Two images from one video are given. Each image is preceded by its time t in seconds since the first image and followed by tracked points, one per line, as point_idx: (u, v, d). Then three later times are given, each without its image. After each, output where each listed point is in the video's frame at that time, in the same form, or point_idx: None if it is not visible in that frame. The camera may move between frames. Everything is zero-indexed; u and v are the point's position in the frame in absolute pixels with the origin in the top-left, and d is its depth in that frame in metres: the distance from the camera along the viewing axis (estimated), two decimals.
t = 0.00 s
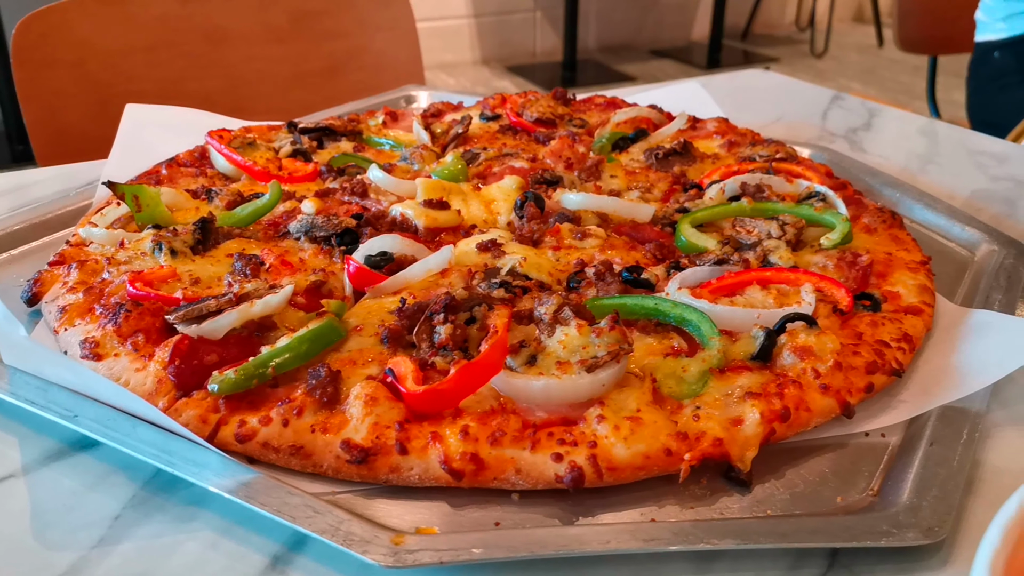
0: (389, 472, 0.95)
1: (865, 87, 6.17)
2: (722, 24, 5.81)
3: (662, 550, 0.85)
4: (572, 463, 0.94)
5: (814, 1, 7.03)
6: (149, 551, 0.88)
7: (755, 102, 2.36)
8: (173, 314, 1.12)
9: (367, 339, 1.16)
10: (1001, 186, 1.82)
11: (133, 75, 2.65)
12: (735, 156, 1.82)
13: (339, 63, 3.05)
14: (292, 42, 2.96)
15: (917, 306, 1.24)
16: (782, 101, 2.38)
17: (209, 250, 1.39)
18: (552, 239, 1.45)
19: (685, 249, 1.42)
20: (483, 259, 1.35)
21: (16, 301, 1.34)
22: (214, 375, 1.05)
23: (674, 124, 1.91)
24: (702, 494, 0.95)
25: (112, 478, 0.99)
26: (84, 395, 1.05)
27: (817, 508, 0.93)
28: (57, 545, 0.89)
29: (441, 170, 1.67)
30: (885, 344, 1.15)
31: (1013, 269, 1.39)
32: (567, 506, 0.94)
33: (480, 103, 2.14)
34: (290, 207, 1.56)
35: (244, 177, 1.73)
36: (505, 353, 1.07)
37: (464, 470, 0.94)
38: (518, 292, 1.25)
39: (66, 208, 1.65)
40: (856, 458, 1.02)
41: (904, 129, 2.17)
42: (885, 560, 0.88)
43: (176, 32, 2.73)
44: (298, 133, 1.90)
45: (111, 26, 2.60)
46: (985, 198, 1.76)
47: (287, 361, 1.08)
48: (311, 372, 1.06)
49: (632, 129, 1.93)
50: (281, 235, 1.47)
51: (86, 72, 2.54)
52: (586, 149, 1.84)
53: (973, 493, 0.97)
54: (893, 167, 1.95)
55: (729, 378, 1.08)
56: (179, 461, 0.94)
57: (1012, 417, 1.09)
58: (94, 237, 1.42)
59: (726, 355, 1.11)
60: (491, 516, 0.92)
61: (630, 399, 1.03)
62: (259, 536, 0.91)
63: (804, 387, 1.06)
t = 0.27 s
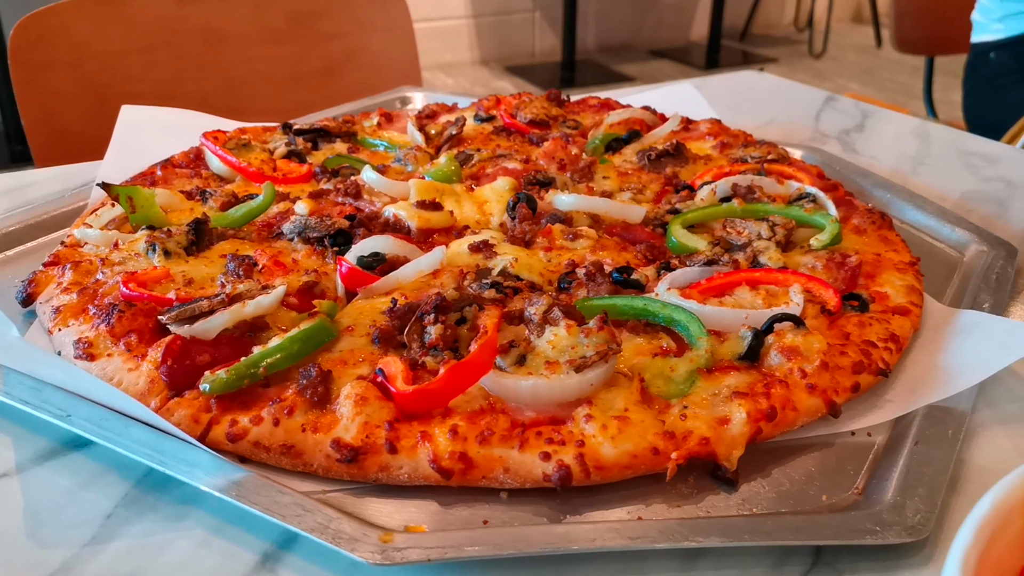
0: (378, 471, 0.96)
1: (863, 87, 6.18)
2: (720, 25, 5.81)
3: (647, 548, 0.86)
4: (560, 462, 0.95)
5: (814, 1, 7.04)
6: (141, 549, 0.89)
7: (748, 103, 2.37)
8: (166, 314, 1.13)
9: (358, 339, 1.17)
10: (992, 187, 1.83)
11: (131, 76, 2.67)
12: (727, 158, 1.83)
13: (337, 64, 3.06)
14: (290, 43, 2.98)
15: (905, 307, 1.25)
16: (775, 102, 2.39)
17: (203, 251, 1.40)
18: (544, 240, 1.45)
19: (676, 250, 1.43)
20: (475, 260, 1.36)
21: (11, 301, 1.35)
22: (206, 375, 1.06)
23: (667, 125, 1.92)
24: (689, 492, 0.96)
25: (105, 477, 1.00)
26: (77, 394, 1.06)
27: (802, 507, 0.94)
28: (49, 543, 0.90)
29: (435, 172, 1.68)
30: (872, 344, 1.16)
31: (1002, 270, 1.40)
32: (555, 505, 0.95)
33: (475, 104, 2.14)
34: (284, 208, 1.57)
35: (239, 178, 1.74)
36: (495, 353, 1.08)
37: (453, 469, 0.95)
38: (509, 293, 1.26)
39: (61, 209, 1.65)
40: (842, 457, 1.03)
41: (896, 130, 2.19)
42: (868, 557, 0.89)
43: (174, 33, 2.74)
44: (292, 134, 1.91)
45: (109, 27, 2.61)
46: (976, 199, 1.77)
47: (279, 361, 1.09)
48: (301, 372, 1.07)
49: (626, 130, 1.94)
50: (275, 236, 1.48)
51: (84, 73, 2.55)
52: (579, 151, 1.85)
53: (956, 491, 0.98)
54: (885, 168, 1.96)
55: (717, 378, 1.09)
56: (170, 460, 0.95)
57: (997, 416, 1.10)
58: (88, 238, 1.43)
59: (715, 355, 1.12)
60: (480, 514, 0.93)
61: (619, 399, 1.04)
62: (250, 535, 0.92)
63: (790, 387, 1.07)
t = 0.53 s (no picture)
0: (366, 466, 0.97)
1: (861, 88, 6.20)
2: (718, 25, 5.83)
3: (629, 542, 0.87)
4: (545, 457, 0.96)
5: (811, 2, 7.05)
6: (131, 543, 0.91)
7: (741, 104, 2.39)
8: (157, 312, 1.14)
9: (347, 338, 1.18)
10: (980, 187, 1.84)
11: (129, 77, 2.68)
12: (717, 158, 1.84)
13: (334, 64, 3.07)
14: (287, 44, 2.99)
15: (890, 305, 1.27)
16: (768, 103, 2.40)
17: (196, 250, 1.42)
18: (533, 239, 1.47)
19: (664, 249, 1.45)
20: (465, 258, 1.38)
21: (6, 300, 1.36)
22: (196, 372, 1.07)
23: (658, 125, 1.93)
24: (673, 487, 0.98)
25: (96, 472, 1.01)
26: (69, 391, 1.08)
27: (783, 501, 0.96)
28: (41, 537, 0.91)
29: (427, 171, 1.70)
30: (855, 341, 1.17)
31: (986, 268, 1.42)
32: (540, 500, 0.96)
33: (468, 104, 2.16)
34: (277, 208, 1.58)
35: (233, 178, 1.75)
36: (482, 350, 1.09)
37: (440, 464, 0.96)
38: (498, 291, 1.27)
39: (55, 209, 1.67)
40: (824, 452, 1.04)
41: (886, 131, 2.20)
42: (846, 550, 0.91)
43: (172, 33, 2.76)
44: (286, 134, 1.92)
45: (107, 27, 2.63)
46: (964, 199, 1.78)
47: (269, 358, 1.10)
48: (291, 369, 1.09)
49: (617, 130, 1.95)
50: (268, 235, 1.50)
51: (82, 73, 2.57)
52: (571, 150, 1.87)
53: (935, 486, 0.99)
54: (874, 168, 1.97)
55: (701, 375, 1.10)
56: (161, 456, 0.96)
57: (978, 412, 1.11)
58: (82, 237, 1.45)
59: (699, 353, 1.14)
60: (466, 509, 0.94)
61: (604, 395, 1.05)
62: (239, 529, 0.93)
63: (774, 383, 1.08)
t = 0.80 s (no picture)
0: (340, 462, 0.99)
1: (856, 89, 6.22)
2: (713, 26, 5.86)
3: (595, 535, 0.89)
4: (516, 453, 0.98)
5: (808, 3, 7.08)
6: (109, 536, 0.93)
7: (726, 106, 2.41)
8: (140, 311, 1.16)
9: (326, 336, 1.20)
10: (959, 188, 1.86)
11: (122, 78, 2.70)
12: (699, 159, 1.86)
13: (327, 65, 3.09)
14: (280, 45, 3.01)
15: (861, 304, 1.29)
16: (753, 105, 2.43)
17: (180, 250, 1.44)
18: (514, 240, 1.49)
19: (642, 249, 1.47)
20: (445, 258, 1.40)
21: None
22: (176, 370, 1.09)
23: (642, 127, 1.95)
24: (641, 482, 1.00)
25: (77, 467, 1.03)
26: (52, 389, 1.10)
27: (748, 495, 0.98)
28: (21, 531, 0.93)
29: (411, 172, 1.72)
30: (825, 340, 1.19)
31: (959, 268, 1.44)
32: (510, 495, 0.98)
33: (455, 106, 2.17)
34: (261, 208, 1.60)
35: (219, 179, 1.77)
36: (457, 348, 1.11)
37: (412, 460, 0.98)
38: (477, 291, 1.29)
39: (43, 209, 1.68)
40: (791, 449, 1.06)
41: (870, 132, 2.22)
42: (808, 543, 0.93)
43: (164, 35, 2.78)
44: (273, 135, 1.94)
45: (101, 29, 2.65)
46: (942, 200, 1.80)
47: (248, 356, 1.12)
48: (269, 367, 1.11)
49: (602, 132, 1.97)
50: (252, 235, 1.52)
51: (76, 74, 2.58)
52: (555, 151, 1.89)
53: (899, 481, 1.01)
54: (855, 170, 1.99)
55: (672, 373, 1.13)
56: (139, 451, 0.98)
57: (944, 409, 1.13)
58: (68, 237, 1.47)
59: (671, 351, 1.16)
60: (438, 503, 0.96)
61: (576, 392, 1.07)
62: (215, 523, 0.95)
63: (743, 380, 1.10)
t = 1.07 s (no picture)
0: (312, 462, 1.01)
1: (849, 90, 6.26)
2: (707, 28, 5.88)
3: (560, 534, 0.91)
4: (484, 453, 1.00)
5: (801, 5, 7.12)
6: (83, 536, 0.94)
7: (710, 109, 2.43)
8: (117, 313, 1.17)
9: (302, 338, 1.22)
10: (936, 192, 1.89)
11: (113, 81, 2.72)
12: (678, 163, 1.88)
13: (317, 68, 3.11)
14: (270, 47, 3.03)
15: (831, 307, 1.31)
16: (736, 108, 2.45)
17: (161, 253, 1.45)
18: (491, 242, 1.49)
19: (618, 252, 1.48)
20: (423, 261, 1.41)
21: None
22: (151, 372, 1.11)
23: (623, 131, 1.97)
24: (609, 482, 1.01)
25: (53, 468, 1.05)
26: (30, 391, 1.11)
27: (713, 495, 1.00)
28: None
29: (392, 176, 1.73)
30: (793, 342, 1.21)
31: (929, 271, 1.46)
32: (479, 494, 1.00)
33: (439, 110, 2.19)
34: (242, 212, 1.62)
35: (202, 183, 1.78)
36: (430, 350, 1.12)
37: (383, 460, 1.00)
38: (452, 293, 1.31)
39: (26, 213, 1.69)
40: (757, 449, 1.08)
41: (850, 135, 2.25)
42: (769, 542, 0.94)
43: (154, 37, 2.80)
44: (257, 139, 1.95)
45: (92, 31, 2.66)
46: (918, 203, 1.82)
47: (224, 358, 1.14)
48: (244, 369, 1.13)
49: (583, 136, 1.99)
50: (232, 238, 1.53)
51: (66, 76, 2.58)
52: (536, 156, 1.91)
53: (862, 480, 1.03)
54: (834, 173, 2.01)
55: (641, 374, 1.15)
56: (113, 452, 1.00)
57: (909, 410, 1.15)
58: (50, 241, 1.48)
59: (641, 353, 1.18)
60: (407, 503, 0.98)
61: (545, 393, 1.09)
62: (187, 523, 0.97)
63: (710, 382, 1.12)
